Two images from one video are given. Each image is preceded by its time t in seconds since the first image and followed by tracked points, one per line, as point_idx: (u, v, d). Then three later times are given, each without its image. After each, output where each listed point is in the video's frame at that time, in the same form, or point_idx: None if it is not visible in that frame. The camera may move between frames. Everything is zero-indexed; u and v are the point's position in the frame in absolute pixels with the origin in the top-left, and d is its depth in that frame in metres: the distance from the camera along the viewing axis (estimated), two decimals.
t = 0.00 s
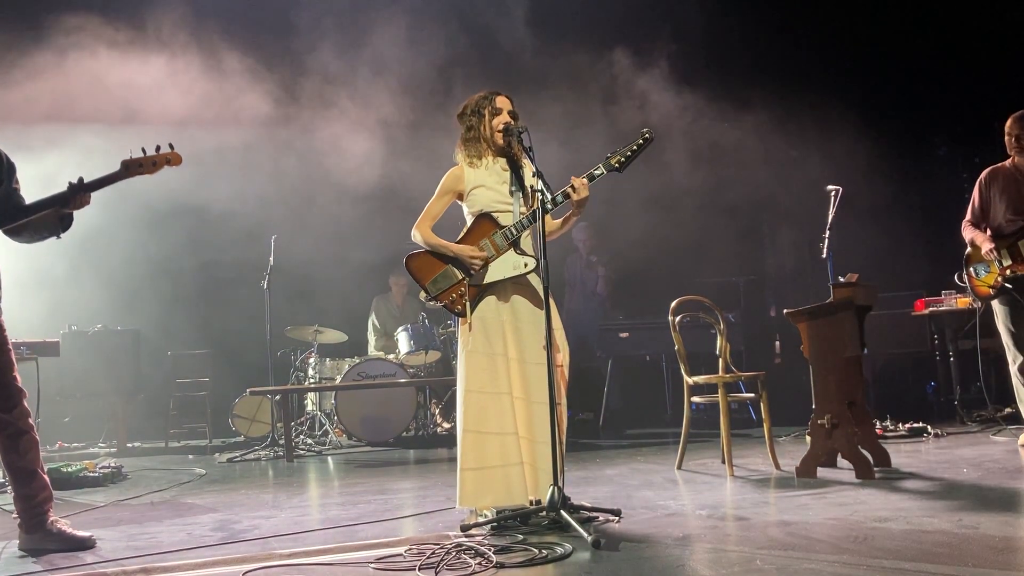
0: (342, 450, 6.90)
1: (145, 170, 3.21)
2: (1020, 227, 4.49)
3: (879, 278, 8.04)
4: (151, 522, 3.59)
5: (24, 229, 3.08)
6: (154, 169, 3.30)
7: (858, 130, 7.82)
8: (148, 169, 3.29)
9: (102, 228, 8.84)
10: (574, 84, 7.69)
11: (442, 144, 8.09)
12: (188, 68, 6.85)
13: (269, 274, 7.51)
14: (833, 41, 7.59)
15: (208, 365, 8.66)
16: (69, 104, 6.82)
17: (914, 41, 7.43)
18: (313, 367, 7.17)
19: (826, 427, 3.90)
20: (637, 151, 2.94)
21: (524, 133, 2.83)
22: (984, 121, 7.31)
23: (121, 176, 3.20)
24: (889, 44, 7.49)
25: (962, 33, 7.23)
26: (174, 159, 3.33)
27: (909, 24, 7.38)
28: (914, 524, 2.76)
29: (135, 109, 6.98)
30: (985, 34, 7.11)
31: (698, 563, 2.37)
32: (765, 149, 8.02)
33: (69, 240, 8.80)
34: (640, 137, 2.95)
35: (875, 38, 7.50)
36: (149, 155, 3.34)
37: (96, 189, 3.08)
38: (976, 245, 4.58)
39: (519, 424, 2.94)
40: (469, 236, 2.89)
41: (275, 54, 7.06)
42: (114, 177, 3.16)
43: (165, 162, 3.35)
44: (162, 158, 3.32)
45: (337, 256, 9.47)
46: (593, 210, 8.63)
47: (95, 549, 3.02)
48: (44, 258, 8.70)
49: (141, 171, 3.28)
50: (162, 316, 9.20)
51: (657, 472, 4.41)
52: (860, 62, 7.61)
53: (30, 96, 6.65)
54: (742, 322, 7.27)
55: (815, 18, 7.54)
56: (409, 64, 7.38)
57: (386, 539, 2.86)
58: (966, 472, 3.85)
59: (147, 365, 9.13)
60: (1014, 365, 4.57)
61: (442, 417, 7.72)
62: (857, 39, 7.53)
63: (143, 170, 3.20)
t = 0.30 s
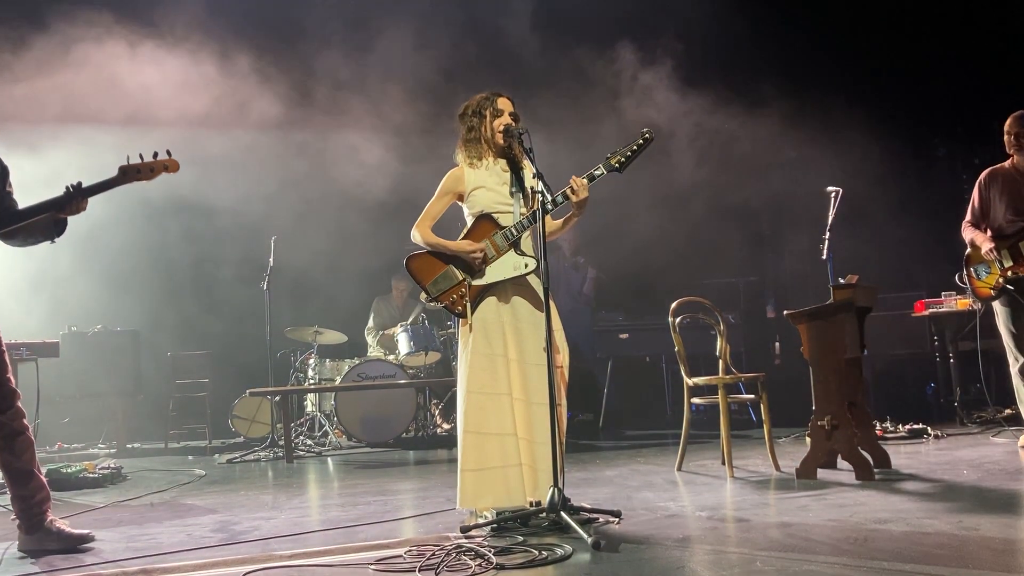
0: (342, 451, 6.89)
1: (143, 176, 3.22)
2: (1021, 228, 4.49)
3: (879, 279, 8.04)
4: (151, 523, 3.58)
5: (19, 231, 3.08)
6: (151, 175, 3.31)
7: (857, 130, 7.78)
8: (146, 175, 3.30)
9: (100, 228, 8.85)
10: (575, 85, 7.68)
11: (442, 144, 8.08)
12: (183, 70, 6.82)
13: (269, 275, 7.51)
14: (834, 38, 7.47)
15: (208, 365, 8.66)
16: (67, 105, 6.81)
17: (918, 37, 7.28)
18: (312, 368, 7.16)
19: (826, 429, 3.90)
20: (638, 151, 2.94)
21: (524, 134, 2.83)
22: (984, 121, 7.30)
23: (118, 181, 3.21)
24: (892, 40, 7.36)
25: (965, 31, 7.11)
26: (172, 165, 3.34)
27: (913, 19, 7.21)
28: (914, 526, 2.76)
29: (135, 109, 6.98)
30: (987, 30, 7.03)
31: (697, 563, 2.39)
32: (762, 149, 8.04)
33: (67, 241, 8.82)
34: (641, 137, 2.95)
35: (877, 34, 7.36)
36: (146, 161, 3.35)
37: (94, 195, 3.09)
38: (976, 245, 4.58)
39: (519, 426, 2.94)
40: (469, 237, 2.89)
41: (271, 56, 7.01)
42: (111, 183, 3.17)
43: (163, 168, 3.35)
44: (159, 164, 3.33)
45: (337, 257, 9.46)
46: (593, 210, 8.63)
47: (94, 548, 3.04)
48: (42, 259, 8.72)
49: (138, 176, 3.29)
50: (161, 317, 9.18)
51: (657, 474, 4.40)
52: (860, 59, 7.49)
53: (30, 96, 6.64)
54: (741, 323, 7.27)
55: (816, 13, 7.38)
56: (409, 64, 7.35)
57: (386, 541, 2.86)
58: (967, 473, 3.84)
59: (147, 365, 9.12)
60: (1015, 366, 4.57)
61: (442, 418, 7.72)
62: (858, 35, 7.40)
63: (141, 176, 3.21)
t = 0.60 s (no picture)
0: (342, 453, 6.89)
1: (139, 176, 3.21)
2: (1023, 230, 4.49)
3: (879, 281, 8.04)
4: (151, 524, 3.59)
5: (16, 233, 3.08)
6: (147, 175, 3.30)
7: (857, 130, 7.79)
8: (143, 175, 3.30)
9: (98, 229, 8.85)
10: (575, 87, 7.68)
11: (442, 146, 8.08)
12: (184, 71, 6.82)
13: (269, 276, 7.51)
14: (831, 42, 7.45)
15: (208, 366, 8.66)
16: (66, 104, 6.81)
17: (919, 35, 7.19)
18: (312, 369, 7.16)
19: (826, 431, 3.90)
20: (638, 153, 2.94)
21: (524, 136, 2.83)
22: (983, 124, 7.18)
23: (115, 181, 3.21)
24: (893, 39, 7.29)
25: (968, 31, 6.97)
26: (168, 165, 3.33)
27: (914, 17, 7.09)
28: (914, 528, 2.75)
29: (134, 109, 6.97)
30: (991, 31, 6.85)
31: (697, 565, 2.38)
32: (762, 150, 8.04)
33: (65, 242, 8.82)
34: (641, 139, 2.95)
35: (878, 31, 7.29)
36: (142, 162, 3.35)
37: (90, 195, 3.09)
38: (978, 248, 4.58)
39: (519, 427, 2.94)
40: (469, 238, 2.89)
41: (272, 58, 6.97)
42: (107, 183, 3.16)
43: (159, 168, 3.35)
44: (155, 164, 3.32)
45: (337, 258, 9.46)
46: (593, 212, 8.63)
47: (95, 553, 3.01)
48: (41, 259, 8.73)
49: (135, 177, 3.29)
50: (162, 318, 9.18)
51: (658, 475, 4.40)
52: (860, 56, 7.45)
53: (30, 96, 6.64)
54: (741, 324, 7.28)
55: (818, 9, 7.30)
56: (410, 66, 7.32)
57: (385, 542, 2.86)
58: (968, 475, 3.84)
59: (146, 367, 9.11)
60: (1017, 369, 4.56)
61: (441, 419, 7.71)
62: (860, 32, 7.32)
63: (137, 176, 3.21)
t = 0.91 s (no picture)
0: (342, 454, 6.88)
1: (138, 175, 3.22)
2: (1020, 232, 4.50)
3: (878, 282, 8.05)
4: (151, 525, 3.58)
5: (15, 233, 3.07)
6: (146, 174, 3.31)
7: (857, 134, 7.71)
8: (142, 174, 3.30)
9: (96, 229, 8.82)
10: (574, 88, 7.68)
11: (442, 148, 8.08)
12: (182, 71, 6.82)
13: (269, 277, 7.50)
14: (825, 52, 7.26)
15: (208, 367, 8.66)
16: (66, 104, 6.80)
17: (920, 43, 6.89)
18: (312, 370, 7.16)
19: (826, 432, 3.91)
20: (637, 155, 2.93)
21: (524, 138, 2.83)
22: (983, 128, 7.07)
23: (114, 181, 3.21)
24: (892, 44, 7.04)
25: (969, 39, 6.70)
26: (167, 164, 3.33)
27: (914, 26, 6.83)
28: (914, 530, 2.75)
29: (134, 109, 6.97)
30: (993, 41, 6.59)
31: (697, 566, 2.39)
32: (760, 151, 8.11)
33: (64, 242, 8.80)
34: (641, 141, 2.94)
35: (878, 37, 7.03)
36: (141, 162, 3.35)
37: (90, 195, 3.09)
38: (977, 250, 4.59)
39: (519, 428, 2.94)
40: (470, 240, 2.89)
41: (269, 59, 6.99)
42: (107, 182, 3.17)
43: (157, 167, 3.34)
44: (154, 163, 3.32)
45: (337, 259, 9.46)
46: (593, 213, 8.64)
47: (95, 553, 3.01)
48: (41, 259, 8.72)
49: (133, 177, 3.29)
50: (161, 319, 9.17)
51: (657, 477, 4.40)
52: (859, 61, 7.22)
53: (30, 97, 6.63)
54: (741, 326, 7.28)
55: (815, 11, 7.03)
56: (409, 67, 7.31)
57: (386, 543, 2.86)
58: (967, 477, 3.85)
59: (146, 368, 9.09)
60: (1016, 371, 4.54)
61: (442, 420, 7.66)
62: (857, 38, 7.08)
63: (136, 175, 3.21)
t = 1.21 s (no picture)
0: (341, 456, 6.88)
1: (138, 174, 3.22)
2: (1019, 234, 4.50)
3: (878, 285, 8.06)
4: (151, 527, 3.59)
5: (18, 233, 3.06)
6: (146, 173, 3.32)
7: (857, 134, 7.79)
8: (141, 173, 3.31)
9: (97, 231, 8.81)
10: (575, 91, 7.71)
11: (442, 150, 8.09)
12: (184, 73, 6.84)
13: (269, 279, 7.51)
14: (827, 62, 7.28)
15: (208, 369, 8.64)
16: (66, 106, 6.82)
17: (918, 54, 6.87)
18: (312, 372, 7.17)
19: (826, 435, 3.90)
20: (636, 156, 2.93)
21: (523, 140, 2.83)
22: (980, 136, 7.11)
23: (113, 180, 3.22)
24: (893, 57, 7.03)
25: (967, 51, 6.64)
26: (166, 163, 3.34)
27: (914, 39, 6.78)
28: (913, 533, 2.75)
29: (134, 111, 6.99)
30: (991, 62, 6.52)
31: (697, 568, 2.39)
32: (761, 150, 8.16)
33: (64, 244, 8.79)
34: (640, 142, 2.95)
35: (876, 47, 6.99)
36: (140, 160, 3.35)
37: (90, 194, 3.10)
38: (976, 252, 4.59)
39: (519, 430, 2.94)
40: (469, 242, 2.90)
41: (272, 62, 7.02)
42: (107, 182, 3.17)
43: (156, 166, 3.35)
44: (153, 162, 3.33)
45: (336, 261, 9.46)
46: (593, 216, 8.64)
47: (94, 555, 3.01)
48: (41, 261, 8.71)
49: (133, 175, 3.29)
50: (161, 321, 9.18)
51: (657, 479, 4.40)
52: (860, 70, 7.22)
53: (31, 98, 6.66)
54: (741, 328, 7.29)
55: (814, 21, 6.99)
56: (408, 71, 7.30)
57: (385, 546, 2.85)
58: (967, 480, 3.85)
59: (146, 371, 9.09)
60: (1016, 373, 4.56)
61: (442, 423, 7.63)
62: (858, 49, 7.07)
63: (136, 174, 3.22)
